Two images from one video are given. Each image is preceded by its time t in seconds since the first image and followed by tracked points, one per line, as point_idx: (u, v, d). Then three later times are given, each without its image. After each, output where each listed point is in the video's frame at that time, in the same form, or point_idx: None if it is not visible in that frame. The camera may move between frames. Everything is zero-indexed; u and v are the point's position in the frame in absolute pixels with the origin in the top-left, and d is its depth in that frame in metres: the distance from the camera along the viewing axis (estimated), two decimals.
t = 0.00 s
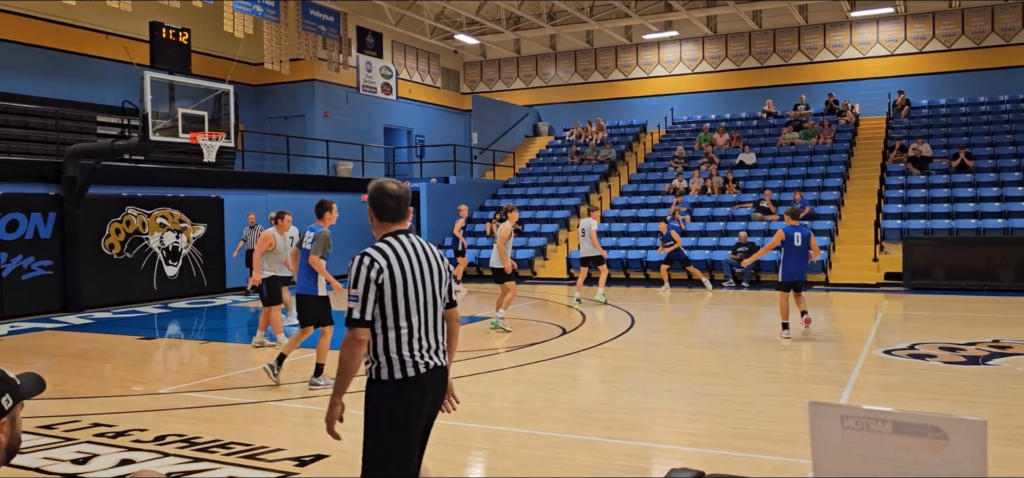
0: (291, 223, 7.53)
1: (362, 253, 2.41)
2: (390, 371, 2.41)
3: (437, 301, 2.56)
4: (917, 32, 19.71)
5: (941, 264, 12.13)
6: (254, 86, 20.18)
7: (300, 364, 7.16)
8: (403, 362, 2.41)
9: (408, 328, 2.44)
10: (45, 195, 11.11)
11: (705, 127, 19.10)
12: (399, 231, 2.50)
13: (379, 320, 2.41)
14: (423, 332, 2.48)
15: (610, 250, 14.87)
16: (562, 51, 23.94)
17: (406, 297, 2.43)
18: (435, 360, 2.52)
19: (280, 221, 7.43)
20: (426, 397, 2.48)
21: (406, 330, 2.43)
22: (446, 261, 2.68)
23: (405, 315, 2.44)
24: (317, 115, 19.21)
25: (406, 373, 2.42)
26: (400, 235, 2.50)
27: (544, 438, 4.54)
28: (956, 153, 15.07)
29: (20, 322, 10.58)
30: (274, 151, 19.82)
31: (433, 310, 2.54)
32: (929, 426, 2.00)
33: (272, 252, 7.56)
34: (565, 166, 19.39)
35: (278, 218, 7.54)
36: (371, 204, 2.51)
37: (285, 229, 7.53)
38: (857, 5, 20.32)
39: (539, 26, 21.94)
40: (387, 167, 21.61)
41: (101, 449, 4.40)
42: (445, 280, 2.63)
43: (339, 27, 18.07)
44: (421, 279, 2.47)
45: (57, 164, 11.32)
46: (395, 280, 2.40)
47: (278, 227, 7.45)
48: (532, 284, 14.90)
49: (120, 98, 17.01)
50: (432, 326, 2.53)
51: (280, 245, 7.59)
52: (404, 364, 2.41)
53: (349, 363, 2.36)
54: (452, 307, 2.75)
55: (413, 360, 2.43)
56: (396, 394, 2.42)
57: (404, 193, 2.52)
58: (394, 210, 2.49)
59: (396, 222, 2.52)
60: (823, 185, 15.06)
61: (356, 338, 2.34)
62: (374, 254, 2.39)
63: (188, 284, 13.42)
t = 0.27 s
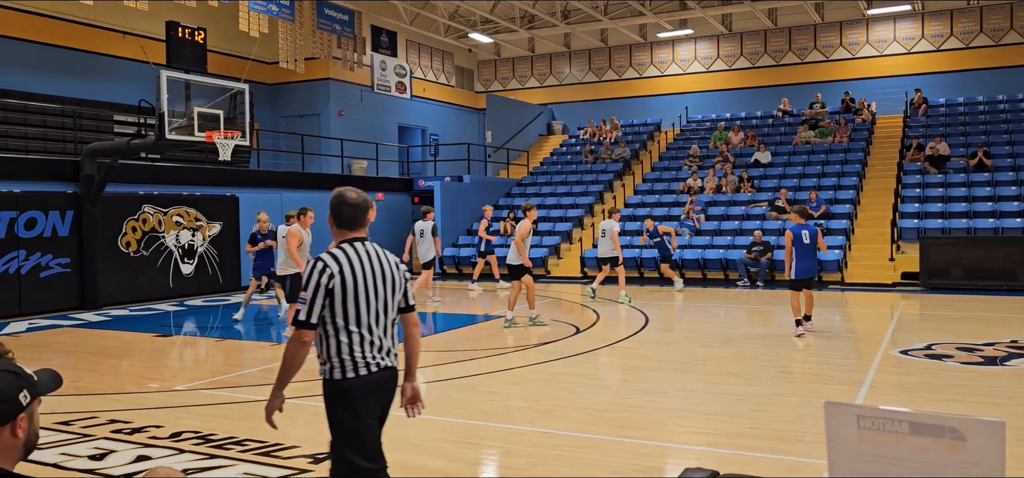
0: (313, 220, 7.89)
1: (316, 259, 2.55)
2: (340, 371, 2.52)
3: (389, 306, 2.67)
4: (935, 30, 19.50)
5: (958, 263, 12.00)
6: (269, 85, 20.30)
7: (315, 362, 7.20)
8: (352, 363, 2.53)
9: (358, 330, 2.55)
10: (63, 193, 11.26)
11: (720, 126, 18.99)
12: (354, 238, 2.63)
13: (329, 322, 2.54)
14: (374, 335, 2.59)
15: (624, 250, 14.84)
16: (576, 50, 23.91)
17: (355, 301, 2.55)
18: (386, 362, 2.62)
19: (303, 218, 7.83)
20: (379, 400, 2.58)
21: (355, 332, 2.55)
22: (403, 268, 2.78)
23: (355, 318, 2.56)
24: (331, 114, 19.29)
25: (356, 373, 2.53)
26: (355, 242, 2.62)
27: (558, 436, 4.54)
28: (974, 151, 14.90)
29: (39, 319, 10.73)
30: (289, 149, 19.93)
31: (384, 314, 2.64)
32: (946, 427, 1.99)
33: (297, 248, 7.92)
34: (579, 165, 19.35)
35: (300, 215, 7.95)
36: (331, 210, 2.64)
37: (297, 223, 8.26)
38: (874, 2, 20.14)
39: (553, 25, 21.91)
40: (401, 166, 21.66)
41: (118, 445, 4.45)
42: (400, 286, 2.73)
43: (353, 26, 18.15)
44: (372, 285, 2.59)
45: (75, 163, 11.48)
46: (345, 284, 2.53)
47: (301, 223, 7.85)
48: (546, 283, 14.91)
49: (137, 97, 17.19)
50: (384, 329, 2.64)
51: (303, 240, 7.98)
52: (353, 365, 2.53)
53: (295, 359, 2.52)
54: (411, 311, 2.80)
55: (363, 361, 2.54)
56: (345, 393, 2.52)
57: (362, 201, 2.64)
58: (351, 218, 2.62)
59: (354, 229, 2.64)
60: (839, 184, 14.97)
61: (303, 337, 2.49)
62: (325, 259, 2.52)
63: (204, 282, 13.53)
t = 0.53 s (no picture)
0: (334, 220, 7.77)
1: (278, 249, 2.66)
2: (296, 360, 2.64)
3: (346, 298, 2.80)
4: (949, 28, 19.32)
5: (971, 263, 11.90)
6: (280, 84, 20.39)
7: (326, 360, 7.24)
8: (309, 353, 2.65)
9: (315, 321, 2.68)
10: (77, 192, 11.34)
11: (731, 125, 18.89)
12: (315, 232, 2.75)
13: (288, 312, 2.65)
14: (331, 326, 2.72)
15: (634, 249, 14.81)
16: (587, 49, 23.88)
17: (313, 293, 2.67)
18: (342, 352, 2.75)
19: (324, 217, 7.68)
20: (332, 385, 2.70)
21: (312, 321, 2.67)
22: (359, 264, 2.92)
23: (312, 308, 2.68)
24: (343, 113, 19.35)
25: (311, 362, 2.65)
26: (315, 235, 2.74)
27: (568, 436, 4.54)
28: (989, 150, 14.77)
29: (52, 316, 10.82)
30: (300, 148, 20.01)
31: (341, 306, 2.77)
32: (961, 428, 2.09)
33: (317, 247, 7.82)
34: (590, 164, 19.32)
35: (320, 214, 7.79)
36: (293, 205, 2.75)
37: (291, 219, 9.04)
38: None
39: (564, 23, 21.89)
40: (412, 165, 21.70)
41: (130, 442, 4.48)
42: (355, 280, 2.87)
43: (365, 25, 18.19)
44: (330, 277, 2.72)
45: (88, 162, 11.57)
46: (305, 275, 2.65)
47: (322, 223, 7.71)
48: (556, 282, 14.90)
49: (149, 96, 17.31)
50: (340, 320, 2.76)
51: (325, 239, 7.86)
52: (309, 354, 2.65)
53: (258, 348, 2.60)
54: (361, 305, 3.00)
55: (318, 350, 2.67)
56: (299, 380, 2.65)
57: (325, 197, 2.77)
58: (313, 212, 2.73)
59: (316, 222, 2.75)
60: (851, 183, 14.89)
61: (266, 325, 2.58)
62: (286, 251, 2.64)
63: (215, 280, 13.62)
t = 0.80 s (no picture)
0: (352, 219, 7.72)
1: (236, 253, 2.76)
2: (253, 359, 2.77)
3: (303, 297, 2.92)
4: (959, 27, 19.20)
5: (982, 263, 11.82)
6: (289, 83, 20.46)
7: (334, 359, 7.26)
8: (265, 352, 2.77)
9: (271, 320, 2.79)
10: (87, 191, 11.41)
11: (740, 125, 18.83)
12: (272, 234, 2.86)
13: (247, 313, 2.76)
14: (287, 324, 2.84)
15: (642, 248, 14.78)
16: (595, 48, 23.86)
17: (271, 294, 2.79)
18: (299, 348, 2.88)
19: (342, 216, 7.61)
20: (286, 380, 2.82)
21: (269, 322, 2.79)
22: (315, 262, 3.04)
23: (270, 309, 2.79)
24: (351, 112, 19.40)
25: (267, 360, 2.78)
26: (271, 238, 2.85)
27: (575, 435, 4.54)
28: (999, 150, 14.67)
29: (62, 314, 10.89)
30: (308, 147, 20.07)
31: (299, 305, 2.90)
32: (972, 428, 2.11)
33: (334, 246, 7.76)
34: (598, 164, 19.29)
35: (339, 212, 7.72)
36: (249, 209, 2.83)
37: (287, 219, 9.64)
38: None
39: (572, 23, 21.87)
40: (420, 164, 21.74)
41: (139, 440, 4.51)
42: (312, 279, 2.99)
43: (373, 24, 18.21)
44: (286, 278, 2.83)
45: (98, 161, 11.64)
46: (262, 277, 2.76)
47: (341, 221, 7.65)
48: (564, 282, 14.89)
49: (158, 95, 17.39)
50: (297, 318, 2.89)
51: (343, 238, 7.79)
52: (266, 353, 2.78)
53: (221, 350, 2.71)
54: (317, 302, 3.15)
55: (275, 348, 2.80)
56: (257, 377, 2.79)
57: (282, 199, 2.87)
58: (270, 215, 2.83)
59: (273, 224, 2.85)
60: (860, 182, 14.83)
61: (227, 327, 2.69)
62: (243, 253, 2.75)
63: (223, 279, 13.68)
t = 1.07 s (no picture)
0: (371, 223, 7.79)
1: (185, 249, 2.92)
2: (203, 350, 2.94)
3: (253, 291, 3.08)
4: (966, 27, 19.13)
5: (989, 264, 11.78)
6: (295, 83, 20.51)
7: (339, 358, 7.28)
8: (213, 343, 2.94)
9: (220, 313, 2.95)
10: (94, 191, 11.43)
11: (746, 124, 18.77)
12: (222, 230, 3.01)
13: (195, 306, 2.93)
14: (235, 317, 3.00)
15: (648, 249, 14.77)
16: (601, 48, 23.84)
17: (218, 288, 2.95)
18: (247, 341, 3.03)
19: (361, 221, 7.67)
20: (231, 374, 2.98)
21: (216, 314, 2.94)
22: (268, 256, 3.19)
23: (217, 302, 2.95)
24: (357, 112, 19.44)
25: (213, 350, 2.95)
26: (221, 233, 3.00)
27: (580, 435, 4.55)
28: (1007, 150, 14.60)
29: (69, 314, 10.94)
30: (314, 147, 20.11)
31: (249, 299, 3.05)
32: (978, 429, 2.10)
33: (350, 251, 7.81)
34: (603, 163, 19.27)
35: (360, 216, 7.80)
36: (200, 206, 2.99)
37: (276, 222, 9.92)
38: None
39: (578, 22, 21.85)
40: (425, 164, 21.77)
41: (145, 439, 4.53)
42: (262, 273, 3.14)
43: (379, 24, 18.22)
44: (234, 273, 2.99)
45: (104, 160, 11.69)
46: (209, 272, 2.92)
47: (359, 226, 7.72)
48: (569, 281, 14.90)
49: (165, 95, 17.45)
50: (245, 311, 3.03)
51: (359, 243, 7.84)
52: (214, 344, 2.94)
53: (170, 342, 2.91)
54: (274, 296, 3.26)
55: (222, 339, 2.96)
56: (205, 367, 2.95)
57: (230, 196, 3.03)
58: (217, 211, 2.98)
59: (222, 221, 3.01)
60: (867, 182, 14.78)
61: (176, 322, 2.87)
62: (191, 250, 2.92)
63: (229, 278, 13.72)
